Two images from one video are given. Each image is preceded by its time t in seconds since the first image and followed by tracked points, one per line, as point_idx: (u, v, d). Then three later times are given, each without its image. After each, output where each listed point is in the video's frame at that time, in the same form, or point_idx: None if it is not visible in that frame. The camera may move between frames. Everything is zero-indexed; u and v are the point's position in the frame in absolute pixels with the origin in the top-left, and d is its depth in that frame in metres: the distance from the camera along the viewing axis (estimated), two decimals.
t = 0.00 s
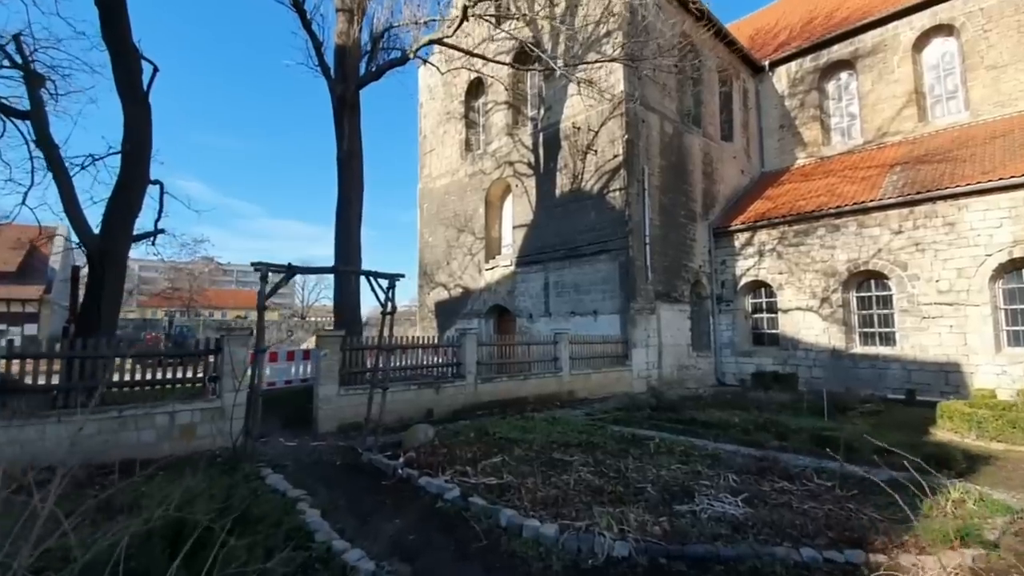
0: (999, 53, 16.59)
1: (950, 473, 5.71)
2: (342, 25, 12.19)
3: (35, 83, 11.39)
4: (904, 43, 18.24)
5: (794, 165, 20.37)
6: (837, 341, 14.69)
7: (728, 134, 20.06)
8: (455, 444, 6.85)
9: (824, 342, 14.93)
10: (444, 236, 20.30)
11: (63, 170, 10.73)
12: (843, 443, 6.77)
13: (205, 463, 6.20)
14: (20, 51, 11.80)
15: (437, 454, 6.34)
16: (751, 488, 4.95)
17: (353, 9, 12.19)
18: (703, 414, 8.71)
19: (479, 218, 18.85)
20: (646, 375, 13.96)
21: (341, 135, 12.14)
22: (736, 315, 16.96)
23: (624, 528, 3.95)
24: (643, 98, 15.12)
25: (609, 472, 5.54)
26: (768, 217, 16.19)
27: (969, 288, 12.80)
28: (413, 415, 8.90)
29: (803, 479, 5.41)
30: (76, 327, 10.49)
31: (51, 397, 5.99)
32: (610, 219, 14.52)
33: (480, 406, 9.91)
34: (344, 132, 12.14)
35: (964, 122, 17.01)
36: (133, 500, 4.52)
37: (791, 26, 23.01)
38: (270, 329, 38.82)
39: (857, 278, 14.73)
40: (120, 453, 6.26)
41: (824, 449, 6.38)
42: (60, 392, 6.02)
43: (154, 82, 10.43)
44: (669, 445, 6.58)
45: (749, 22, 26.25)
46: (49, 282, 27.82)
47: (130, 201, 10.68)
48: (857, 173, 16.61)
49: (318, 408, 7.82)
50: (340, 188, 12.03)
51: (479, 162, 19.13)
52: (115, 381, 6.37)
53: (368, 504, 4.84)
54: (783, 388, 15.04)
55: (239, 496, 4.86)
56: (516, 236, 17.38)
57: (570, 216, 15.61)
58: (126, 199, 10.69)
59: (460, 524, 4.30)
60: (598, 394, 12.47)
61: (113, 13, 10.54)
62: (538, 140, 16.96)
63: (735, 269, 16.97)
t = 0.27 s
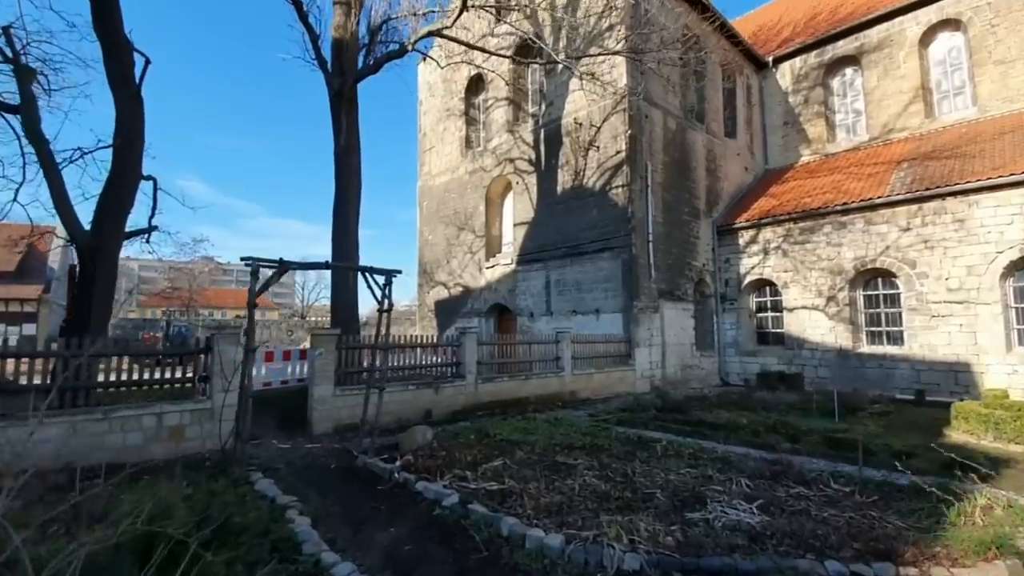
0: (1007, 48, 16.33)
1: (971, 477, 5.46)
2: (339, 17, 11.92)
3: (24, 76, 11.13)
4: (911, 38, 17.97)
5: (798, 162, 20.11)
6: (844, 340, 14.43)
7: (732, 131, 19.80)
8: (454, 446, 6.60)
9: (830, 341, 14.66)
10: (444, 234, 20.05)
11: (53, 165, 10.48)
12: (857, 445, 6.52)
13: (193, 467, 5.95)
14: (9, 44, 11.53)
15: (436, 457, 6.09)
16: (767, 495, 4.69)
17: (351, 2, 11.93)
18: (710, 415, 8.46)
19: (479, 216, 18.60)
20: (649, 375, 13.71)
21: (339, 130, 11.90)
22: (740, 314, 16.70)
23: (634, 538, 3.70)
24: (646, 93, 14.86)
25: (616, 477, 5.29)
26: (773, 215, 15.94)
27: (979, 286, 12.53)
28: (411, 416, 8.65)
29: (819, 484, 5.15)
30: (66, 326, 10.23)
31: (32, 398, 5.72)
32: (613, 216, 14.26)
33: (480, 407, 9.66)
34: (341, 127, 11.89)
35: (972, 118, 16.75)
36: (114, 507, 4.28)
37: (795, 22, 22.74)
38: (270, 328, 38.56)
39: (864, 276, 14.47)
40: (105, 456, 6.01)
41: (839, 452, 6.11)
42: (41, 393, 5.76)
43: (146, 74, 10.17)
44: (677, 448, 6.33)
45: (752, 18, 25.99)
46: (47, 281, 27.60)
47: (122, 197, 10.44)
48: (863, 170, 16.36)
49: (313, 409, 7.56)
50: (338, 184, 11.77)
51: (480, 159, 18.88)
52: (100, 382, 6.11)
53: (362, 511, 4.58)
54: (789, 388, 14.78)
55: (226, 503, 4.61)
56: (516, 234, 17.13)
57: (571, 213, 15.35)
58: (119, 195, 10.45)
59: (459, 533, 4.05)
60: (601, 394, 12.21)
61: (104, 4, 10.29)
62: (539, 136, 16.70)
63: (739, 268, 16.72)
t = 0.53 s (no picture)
0: (1015, 42, 16.04)
1: (995, 486, 5.17)
2: (334, 10, 11.62)
3: (8, 69, 10.81)
4: (916, 33, 17.69)
5: (801, 159, 19.82)
6: (850, 341, 14.14)
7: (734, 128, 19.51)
8: (449, 452, 6.30)
9: (836, 342, 14.37)
10: (442, 233, 19.76)
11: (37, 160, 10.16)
12: (873, 451, 6.21)
13: (175, 475, 5.65)
14: None
15: (429, 464, 5.79)
16: (782, 507, 4.39)
17: None
18: (716, 419, 8.16)
19: (478, 215, 18.32)
20: (651, 376, 13.41)
21: (333, 126, 11.61)
22: (743, 314, 16.40)
23: (640, 557, 3.40)
24: (648, 89, 14.56)
25: (619, 486, 4.99)
26: (777, 212, 15.65)
27: (989, 285, 12.22)
28: (405, 420, 8.35)
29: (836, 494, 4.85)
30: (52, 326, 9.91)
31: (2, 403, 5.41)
32: (614, 214, 13.97)
33: (477, 410, 9.37)
34: (336, 122, 11.60)
35: (979, 114, 16.46)
36: (79, 522, 3.98)
37: (798, 18, 22.44)
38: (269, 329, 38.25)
39: (870, 275, 14.18)
40: (81, 463, 5.70)
41: (854, 459, 5.82)
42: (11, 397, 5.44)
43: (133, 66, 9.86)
44: (682, 454, 6.04)
45: (754, 15, 25.69)
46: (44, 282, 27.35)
47: (109, 193, 10.13)
48: (869, 167, 16.08)
49: (302, 413, 7.26)
50: (332, 181, 11.48)
51: (478, 157, 18.60)
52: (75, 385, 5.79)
53: (348, 526, 4.28)
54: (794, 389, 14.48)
55: (203, 516, 4.30)
56: (516, 232, 16.84)
57: (571, 211, 15.05)
58: (106, 191, 10.14)
59: (451, 550, 3.75)
60: (602, 396, 11.91)
61: None
62: (539, 133, 16.41)
63: (742, 267, 16.43)
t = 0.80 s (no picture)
0: None
1: None
2: (330, 2, 11.35)
3: None
4: (924, 28, 17.40)
5: (807, 157, 19.54)
6: (858, 341, 13.86)
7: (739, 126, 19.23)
8: (448, 458, 6.03)
9: (843, 342, 14.09)
10: (442, 232, 19.49)
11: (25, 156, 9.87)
12: (892, 456, 5.94)
13: (160, 483, 5.38)
14: None
15: (427, 470, 5.51)
16: (803, 518, 4.11)
17: None
18: (724, 422, 7.88)
19: (478, 213, 18.04)
20: (655, 377, 13.14)
21: (330, 121, 11.34)
22: (748, 314, 16.12)
23: None
24: (652, 84, 14.29)
25: (627, 495, 4.73)
26: (783, 210, 15.37)
27: (1001, 284, 11.91)
28: (403, 423, 8.08)
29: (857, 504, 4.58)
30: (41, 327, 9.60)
31: None
32: (617, 211, 13.69)
33: (478, 412, 9.10)
34: (332, 117, 11.33)
35: (989, 111, 16.17)
36: (48, 536, 3.71)
37: (802, 14, 22.16)
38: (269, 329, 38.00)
39: (879, 274, 13.89)
40: (61, 469, 5.44)
41: (872, 465, 5.55)
42: None
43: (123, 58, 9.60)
44: (692, 460, 5.77)
45: (758, 11, 25.40)
46: (42, 281, 27.17)
47: (100, 188, 9.85)
48: (876, 164, 15.81)
49: (296, 416, 6.99)
50: (328, 177, 11.21)
51: (479, 154, 18.33)
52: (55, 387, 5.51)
53: (338, 539, 4.01)
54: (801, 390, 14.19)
55: (184, 528, 4.03)
56: (517, 231, 16.57)
57: (573, 209, 14.78)
58: (96, 187, 9.87)
59: (449, 567, 3.48)
60: (605, 398, 11.63)
61: None
62: (540, 130, 16.14)
63: (748, 266, 16.15)
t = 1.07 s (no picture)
0: None
1: None
2: None
3: None
4: (932, 22, 17.12)
5: (812, 154, 19.27)
6: (866, 340, 13.59)
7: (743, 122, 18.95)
8: (448, 462, 5.76)
9: (851, 341, 13.82)
10: (442, 230, 19.23)
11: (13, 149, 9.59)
12: (913, 460, 5.67)
13: (145, 490, 5.11)
14: None
15: (426, 476, 5.24)
16: (829, 529, 3.83)
17: None
18: (734, 423, 7.61)
19: (479, 211, 17.78)
20: (660, 377, 12.87)
21: (327, 115, 11.07)
22: (754, 313, 15.85)
23: None
24: (656, 78, 14.01)
25: (638, 502, 4.45)
26: (789, 207, 15.11)
27: (1014, 282, 11.63)
28: (402, 425, 7.81)
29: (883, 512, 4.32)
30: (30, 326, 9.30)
31: None
32: (620, 208, 13.42)
33: (479, 413, 8.83)
34: (330, 111, 11.06)
35: (998, 106, 15.90)
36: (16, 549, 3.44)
37: (807, 9, 21.88)
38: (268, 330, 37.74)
39: (887, 272, 13.62)
40: (41, 473, 5.16)
41: (894, 470, 5.27)
42: None
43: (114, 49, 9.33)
44: (705, 465, 5.50)
45: (761, 7, 25.12)
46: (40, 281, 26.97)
47: (90, 183, 9.57)
48: (884, 160, 15.54)
49: (289, 417, 6.71)
50: (325, 172, 10.93)
51: (479, 151, 18.06)
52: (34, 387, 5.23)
53: (330, 551, 3.74)
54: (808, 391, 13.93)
55: (165, 539, 3.76)
56: (518, 228, 16.30)
57: (576, 206, 14.50)
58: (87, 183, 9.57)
59: None
60: (609, 398, 11.36)
61: None
62: (542, 125, 15.87)
63: (753, 264, 15.87)
